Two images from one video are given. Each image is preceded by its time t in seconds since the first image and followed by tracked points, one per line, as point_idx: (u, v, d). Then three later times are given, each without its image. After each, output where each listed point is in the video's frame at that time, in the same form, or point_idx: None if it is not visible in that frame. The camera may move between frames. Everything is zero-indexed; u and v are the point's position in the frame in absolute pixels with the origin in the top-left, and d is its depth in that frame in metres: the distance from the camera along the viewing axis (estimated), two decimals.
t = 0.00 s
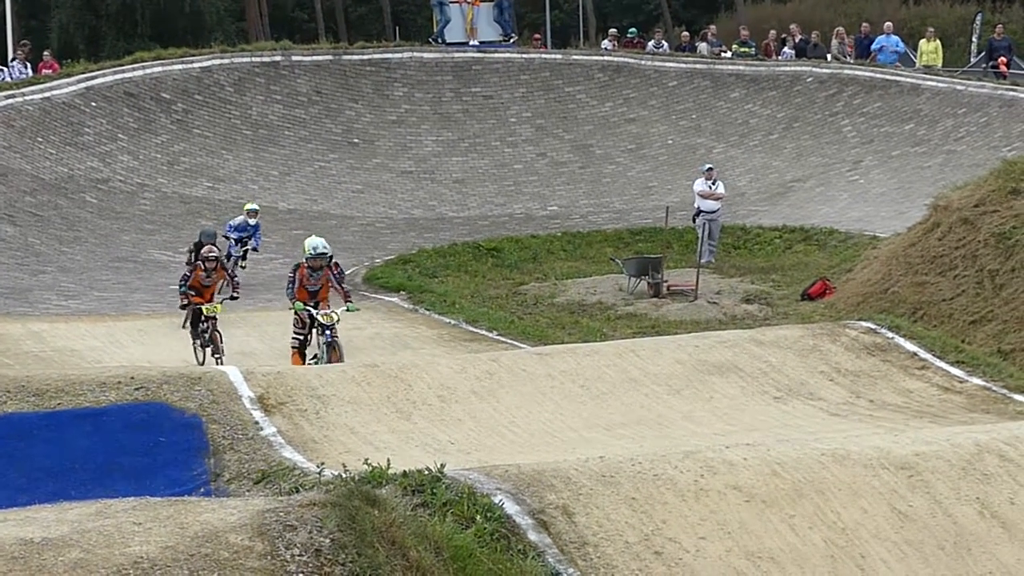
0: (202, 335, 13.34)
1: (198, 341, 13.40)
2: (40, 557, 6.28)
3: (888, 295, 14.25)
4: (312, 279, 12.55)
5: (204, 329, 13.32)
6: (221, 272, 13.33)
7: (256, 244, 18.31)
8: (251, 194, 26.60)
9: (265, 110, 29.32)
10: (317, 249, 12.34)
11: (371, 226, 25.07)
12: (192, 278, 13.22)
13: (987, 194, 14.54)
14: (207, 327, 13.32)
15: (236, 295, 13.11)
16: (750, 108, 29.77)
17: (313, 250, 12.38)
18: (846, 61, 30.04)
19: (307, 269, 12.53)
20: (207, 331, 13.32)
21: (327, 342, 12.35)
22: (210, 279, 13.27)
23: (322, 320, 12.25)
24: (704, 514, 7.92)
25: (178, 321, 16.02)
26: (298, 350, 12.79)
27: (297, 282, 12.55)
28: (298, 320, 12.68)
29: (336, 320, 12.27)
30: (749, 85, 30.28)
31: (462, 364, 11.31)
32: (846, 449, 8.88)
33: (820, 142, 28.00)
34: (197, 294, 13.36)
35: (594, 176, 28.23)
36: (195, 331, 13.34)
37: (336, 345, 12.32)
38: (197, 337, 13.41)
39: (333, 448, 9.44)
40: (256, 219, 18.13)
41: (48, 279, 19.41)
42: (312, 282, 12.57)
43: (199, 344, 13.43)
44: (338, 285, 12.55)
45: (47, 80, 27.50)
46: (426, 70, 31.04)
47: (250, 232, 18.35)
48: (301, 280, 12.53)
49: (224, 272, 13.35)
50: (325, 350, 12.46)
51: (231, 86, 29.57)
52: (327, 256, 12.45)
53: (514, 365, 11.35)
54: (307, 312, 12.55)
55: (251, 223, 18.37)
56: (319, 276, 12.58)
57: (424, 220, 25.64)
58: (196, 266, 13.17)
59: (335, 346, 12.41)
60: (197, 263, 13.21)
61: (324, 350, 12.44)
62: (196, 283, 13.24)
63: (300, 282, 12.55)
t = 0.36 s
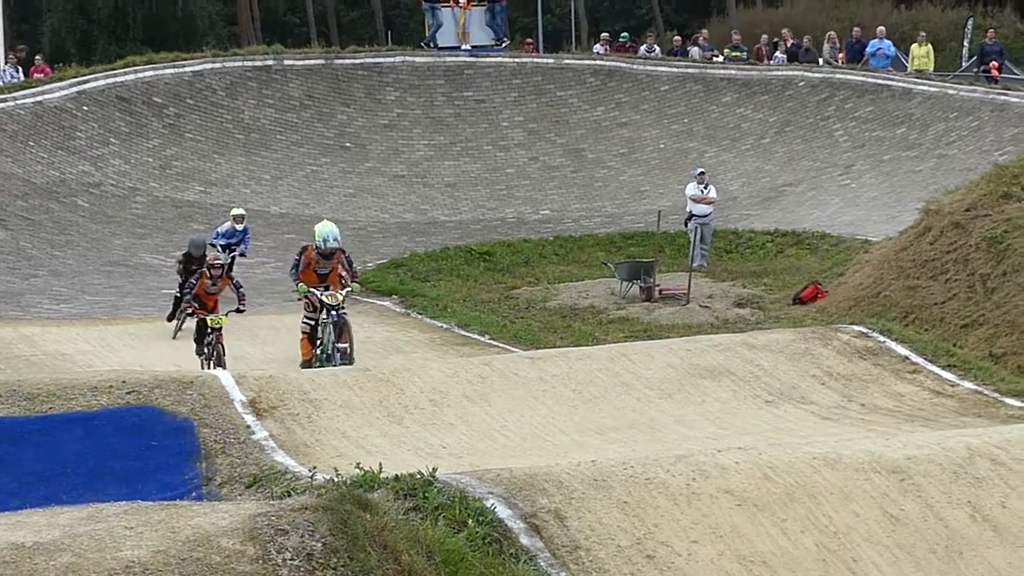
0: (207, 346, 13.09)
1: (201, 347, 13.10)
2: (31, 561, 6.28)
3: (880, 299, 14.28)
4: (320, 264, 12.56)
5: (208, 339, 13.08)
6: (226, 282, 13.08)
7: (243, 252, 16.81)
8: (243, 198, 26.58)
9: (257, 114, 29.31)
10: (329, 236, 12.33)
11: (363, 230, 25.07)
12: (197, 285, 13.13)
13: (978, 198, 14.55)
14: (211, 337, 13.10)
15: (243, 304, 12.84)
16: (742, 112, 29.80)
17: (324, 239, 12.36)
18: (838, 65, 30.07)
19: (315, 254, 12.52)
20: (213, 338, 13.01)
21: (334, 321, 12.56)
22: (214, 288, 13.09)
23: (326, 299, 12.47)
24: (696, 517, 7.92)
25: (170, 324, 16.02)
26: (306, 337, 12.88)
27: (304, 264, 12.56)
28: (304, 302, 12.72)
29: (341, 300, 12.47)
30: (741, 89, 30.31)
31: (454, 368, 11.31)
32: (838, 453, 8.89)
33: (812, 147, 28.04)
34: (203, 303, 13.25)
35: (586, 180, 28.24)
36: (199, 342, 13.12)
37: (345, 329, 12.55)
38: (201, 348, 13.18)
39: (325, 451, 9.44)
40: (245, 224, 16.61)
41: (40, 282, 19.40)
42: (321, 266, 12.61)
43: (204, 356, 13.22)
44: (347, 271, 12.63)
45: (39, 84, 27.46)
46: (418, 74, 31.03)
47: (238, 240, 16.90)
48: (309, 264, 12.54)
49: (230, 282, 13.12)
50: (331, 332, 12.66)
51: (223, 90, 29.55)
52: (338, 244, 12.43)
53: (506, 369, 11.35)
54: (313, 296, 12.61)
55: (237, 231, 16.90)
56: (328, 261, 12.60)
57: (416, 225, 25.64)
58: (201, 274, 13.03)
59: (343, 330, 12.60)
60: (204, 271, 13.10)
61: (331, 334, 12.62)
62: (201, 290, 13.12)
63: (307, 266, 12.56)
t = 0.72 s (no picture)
0: (210, 358, 13.01)
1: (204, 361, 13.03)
2: (20, 565, 6.26)
3: (869, 302, 14.31)
4: (329, 257, 12.64)
5: (210, 351, 13.01)
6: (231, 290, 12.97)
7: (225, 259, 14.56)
8: (234, 202, 26.57)
9: (247, 118, 29.30)
10: (339, 232, 12.41)
11: (354, 233, 25.08)
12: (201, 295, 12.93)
13: (968, 202, 14.56)
14: (214, 348, 13.01)
15: (247, 317, 12.87)
16: (732, 116, 29.82)
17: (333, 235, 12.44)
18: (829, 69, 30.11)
19: (324, 248, 12.62)
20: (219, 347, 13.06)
21: (342, 308, 12.69)
22: (219, 297, 12.94)
23: (332, 284, 12.54)
24: (686, 521, 7.92)
25: (160, 328, 16.01)
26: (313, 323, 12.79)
27: (312, 256, 12.68)
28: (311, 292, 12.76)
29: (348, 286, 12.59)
30: (731, 93, 30.33)
31: (443, 371, 11.31)
32: (828, 456, 8.89)
33: (802, 150, 28.07)
34: (205, 314, 13.03)
35: (577, 184, 28.27)
36: (201, 354, 12.98)
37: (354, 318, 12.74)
38: (203, 360, 13.09)
39: (315, 455, 9.44)
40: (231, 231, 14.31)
41: (29, 286, 19.37)
42: (329, 261, 12.69)
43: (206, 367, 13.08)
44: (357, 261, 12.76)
45: (30, 88, 27.41)
46: (409, 78, 31.04)
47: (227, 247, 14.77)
48: (317, 256, 12.65)
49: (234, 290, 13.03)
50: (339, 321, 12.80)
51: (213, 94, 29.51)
52: (347, 240, 12.51)
53: (495, 372, 11.36)
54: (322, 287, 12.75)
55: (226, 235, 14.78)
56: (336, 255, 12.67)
57: (406, 228, 25.65)
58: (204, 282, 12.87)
59: (352, 319, 12.76)
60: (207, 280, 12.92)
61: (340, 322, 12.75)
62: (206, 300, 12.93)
63: (315, 257, 12.67)
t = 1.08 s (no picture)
0: (216, 364, 12.73)
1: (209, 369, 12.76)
2: (10, 567, 6.25)
3: (860, 305, 14.33)
4: (339, 257, 11.52)
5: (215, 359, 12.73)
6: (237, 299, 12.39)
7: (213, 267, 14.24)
8: (224, 204, 26.55)
9: (237, 119, 29.30)
10: (349, 232, 11.31)
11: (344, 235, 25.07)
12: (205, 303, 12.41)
13: (958, 204, 14.59)
14: (219, 357, 12.70)
15: (253, 327, 12.10)
16: (722, 118, 29.85)
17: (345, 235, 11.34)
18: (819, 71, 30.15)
19: (333, 247, 11.50)
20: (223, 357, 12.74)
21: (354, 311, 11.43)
22: (223, 307, 12.43)
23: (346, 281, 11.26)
24: (676, 523, 7.92)
25: (151, 330, 16.02)
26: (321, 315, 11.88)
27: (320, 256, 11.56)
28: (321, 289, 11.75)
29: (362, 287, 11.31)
30: (721, 95, 30.35)
31: (434, 373, 11.32)
32: (819, 459, 8.90)
33: (792, 153, 28.11)
34: (210, 322, 12.55)
35: (567, 186, 28.28)
36: (205, 360, 12.70)
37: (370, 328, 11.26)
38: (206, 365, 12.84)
39: (305, 458, 9.45)
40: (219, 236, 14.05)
41: (19, 288, 19.37)
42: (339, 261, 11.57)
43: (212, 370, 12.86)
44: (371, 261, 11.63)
45: (19, 89, 27.35)
46: (399, 79, 31.07)
47: (215, 253, 14.41)
48: (326, 256, 11.52)
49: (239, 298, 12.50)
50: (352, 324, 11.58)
51: (203, 96, 29.50)
52: (358, 238, 11.41)
53: (486, 375, 11.37)
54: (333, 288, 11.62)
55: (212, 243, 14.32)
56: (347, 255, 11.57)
57: (396, 230, 25.65)
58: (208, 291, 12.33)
59: (362, 322, 11.40)
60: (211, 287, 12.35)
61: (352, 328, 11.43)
62: (210, 308, 12.42)
63: (324, 258, 11.55)
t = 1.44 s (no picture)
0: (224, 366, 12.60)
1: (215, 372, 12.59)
2: None
3: (852, 304, 14.34)
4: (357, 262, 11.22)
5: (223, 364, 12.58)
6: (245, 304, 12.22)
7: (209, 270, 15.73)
8: (217, 203, 26.54)
9: (230, 119, 29.30)
10: (363, 235, 10.89)
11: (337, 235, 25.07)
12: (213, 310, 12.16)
13: (950, 203, 14.60)
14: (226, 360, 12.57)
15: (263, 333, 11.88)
16: (714, 118, 29.86)
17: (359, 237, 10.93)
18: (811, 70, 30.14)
19: (350, 252, 11.19)
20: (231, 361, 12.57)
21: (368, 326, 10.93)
22: (231, 313, 12.24)
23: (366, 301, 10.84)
24: (669, 522, 7.92)
25: (144, 330, 16.01)
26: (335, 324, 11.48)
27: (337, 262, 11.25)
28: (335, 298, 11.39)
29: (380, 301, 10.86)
30: (714, 95, 30.35)
31: (426, 372, 11.33)
32: (811, 458, 8.90)
33: (785, 152, 28.13)
34: (217, 328, 12.35)
35: (560, 185, 28.29)
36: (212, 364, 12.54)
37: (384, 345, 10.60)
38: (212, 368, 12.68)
39: (298, 457, 9.47)
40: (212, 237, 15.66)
41: (11, 287, 19.35)
42: (357, 266, 11.31)
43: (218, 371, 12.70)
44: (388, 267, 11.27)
45: (12, 89, 27.29)
46: (392, 79, 31.09)
47: (205, 256, 15.87)
48: (343, 262, 11.22)
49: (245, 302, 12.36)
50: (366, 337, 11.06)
51: (196, 95, 29.47)
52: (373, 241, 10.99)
53: (479, 374, 11.37)
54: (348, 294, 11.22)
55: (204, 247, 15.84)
56: (365, 260, 11.27)
57: (389, 230, 25.65)
58: (215, 298, 12.15)
59: (375, 331, 10.83)
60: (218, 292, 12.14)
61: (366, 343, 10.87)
62: (217, 315, 12.20)
63: (341, 264, 11.25)
